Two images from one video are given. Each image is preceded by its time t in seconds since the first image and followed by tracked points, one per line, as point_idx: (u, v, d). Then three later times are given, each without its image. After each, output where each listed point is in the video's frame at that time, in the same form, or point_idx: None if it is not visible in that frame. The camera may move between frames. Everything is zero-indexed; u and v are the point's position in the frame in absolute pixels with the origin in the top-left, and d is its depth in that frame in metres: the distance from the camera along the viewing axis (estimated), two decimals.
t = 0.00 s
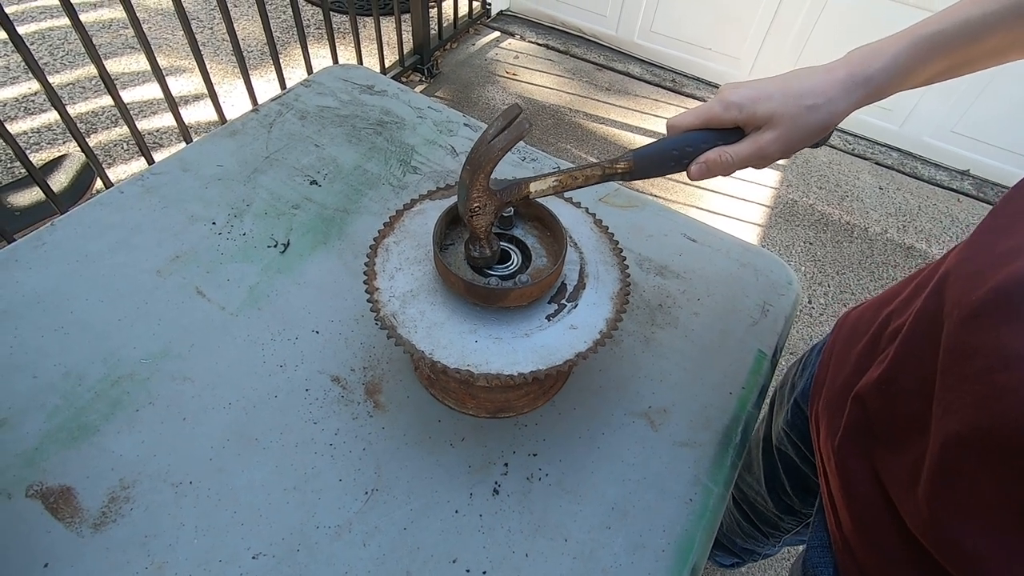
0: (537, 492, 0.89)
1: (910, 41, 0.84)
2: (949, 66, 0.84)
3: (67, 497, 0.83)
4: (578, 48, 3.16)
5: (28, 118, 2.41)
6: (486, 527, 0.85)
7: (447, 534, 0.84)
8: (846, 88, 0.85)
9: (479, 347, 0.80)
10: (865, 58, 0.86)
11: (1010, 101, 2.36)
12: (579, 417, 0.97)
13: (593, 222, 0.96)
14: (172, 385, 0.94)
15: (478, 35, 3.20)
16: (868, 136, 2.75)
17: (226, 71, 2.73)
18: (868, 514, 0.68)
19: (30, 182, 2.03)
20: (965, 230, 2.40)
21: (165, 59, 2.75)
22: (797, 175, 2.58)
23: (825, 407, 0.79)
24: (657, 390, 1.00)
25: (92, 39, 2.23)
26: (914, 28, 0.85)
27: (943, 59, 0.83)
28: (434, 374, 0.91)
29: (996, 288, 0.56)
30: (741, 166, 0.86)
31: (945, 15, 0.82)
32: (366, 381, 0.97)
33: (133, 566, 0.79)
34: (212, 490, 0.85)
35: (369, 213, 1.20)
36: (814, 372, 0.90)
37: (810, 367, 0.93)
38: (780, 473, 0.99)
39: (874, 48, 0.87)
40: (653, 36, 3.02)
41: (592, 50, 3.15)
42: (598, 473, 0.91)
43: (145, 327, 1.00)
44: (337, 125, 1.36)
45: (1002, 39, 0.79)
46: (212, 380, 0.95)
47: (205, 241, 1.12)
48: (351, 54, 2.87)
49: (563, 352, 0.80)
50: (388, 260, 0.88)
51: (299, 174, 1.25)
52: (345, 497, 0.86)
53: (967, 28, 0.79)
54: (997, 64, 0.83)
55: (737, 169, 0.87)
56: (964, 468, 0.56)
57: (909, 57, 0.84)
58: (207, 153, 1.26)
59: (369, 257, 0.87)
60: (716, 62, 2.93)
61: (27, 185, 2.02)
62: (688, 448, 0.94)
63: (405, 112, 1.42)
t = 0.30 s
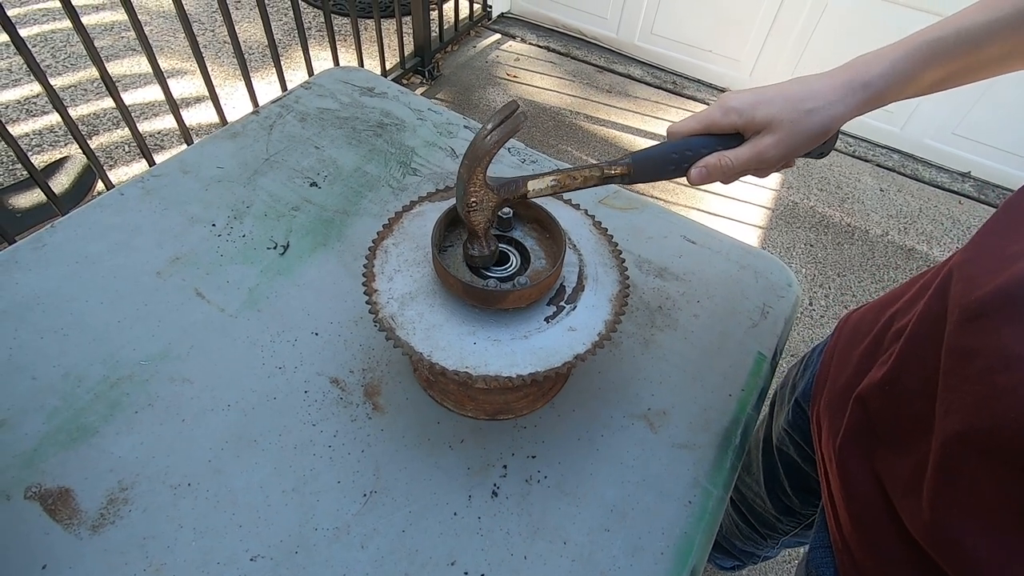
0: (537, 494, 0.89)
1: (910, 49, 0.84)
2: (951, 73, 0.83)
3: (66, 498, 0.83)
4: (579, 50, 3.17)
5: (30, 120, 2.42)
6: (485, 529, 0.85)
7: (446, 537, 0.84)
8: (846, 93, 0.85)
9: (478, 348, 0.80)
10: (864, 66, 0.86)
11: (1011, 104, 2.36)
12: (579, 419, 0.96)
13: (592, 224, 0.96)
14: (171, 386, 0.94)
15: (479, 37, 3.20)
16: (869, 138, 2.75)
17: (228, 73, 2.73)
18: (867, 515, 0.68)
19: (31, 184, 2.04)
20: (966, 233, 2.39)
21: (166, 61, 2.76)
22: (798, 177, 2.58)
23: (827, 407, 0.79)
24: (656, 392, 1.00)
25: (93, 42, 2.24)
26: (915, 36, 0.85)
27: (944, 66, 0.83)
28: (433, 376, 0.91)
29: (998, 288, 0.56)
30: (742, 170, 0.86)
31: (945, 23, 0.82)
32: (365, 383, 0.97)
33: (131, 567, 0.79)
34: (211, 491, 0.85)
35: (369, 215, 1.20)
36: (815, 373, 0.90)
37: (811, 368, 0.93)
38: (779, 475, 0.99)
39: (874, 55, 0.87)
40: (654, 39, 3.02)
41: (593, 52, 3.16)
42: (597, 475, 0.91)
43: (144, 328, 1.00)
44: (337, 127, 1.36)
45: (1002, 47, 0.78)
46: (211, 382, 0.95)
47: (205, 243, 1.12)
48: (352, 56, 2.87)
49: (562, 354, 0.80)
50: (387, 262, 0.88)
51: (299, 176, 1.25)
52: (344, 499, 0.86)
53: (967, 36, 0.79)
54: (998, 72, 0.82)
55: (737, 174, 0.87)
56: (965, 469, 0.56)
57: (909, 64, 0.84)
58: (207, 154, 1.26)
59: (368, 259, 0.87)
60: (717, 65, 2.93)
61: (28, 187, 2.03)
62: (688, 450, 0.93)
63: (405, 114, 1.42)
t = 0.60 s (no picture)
0: (536, 494, 0.89)
1: (910, 49, 0.84)
2: (951, 74, 0.83)
3: (64, 498, 0.83)
4: (579, 51, 3.17)
5: (30, 120, 2.42)
6: (484, 529, 0.85)
7: (445, 537, 0.84)
8: (845, 94, 0.85)
9: (477, 348, 0.80)
10: (864, 66, 0.86)
11: (1011, 105, 2.36)
12: (579, 419, 0.96)
13: (592, 224, 0.96)
14: (170, 386, 0.94)
15: (479, 38, 3.21)
16: (869, 139, 2.75)
17: (228, 73, 2.73)
18: (871, 516, 0.68)
19: (31, 183, 2.04)
20: (966, 233, 2.39)
21: (166, 61, 2.76)
22: (798, 178, 2.58)
23: (831, 408, 0.78)
24: (656, 392, 1.00)
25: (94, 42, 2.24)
26: (914, 37, 0.85)
27: (944, 67, 0.83)
28: (432, 376, 0.91)
29: (1009, 292, 0.55)
30: (741, 171, 0.86)
31: (947, 23, 0.81)
32: (364, 382, 0.97)
33: (130, 567, 0.78)
34: (209, 491, 0.85)
35: (368, 215, 1.20)
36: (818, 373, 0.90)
37: (814, 369, 0.93)
38: (779, 475, 0.99)
39: (873, 55, 0.86)
40: (654, 39, 3.02)
41: (593, 53, 3.16)
42: (597, 475, 0.91)
43: (143, 328, 1.00)
44: (337, 127, 1.36)
45: (1002, 49, 0.78)
46: (211, 382, 0.95)
47: (204, 243, 1.12)
48: (352, 56, 2.87)
49: (561, 354, 0.80)
50: (386, 261, 0.87)
51: (299, 176, 1.25)
52: (343, 499, 0.86)
53: (968, 37, 0.79)
54: (997, 73, 0.83)
55: (736, 175, 0.87)
56: (971, 471, 0.56)
57: (910, 65, 0.84)
58: (206, 154, 1.26)
59: (367, 258, 0.87)
60: (717, 65, 2.93)
61: (28, 186, 2.03)
62: (687, 450, 0.93)
63: (405, 114, 1.42)
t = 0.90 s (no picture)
0: (537, 494, 0.89)
1: (910, 50, 0.84)
2: (952, 75, 0.84)
3: (66, 497, 0.83)
4: (580, 51, 3.17)
5: (31, 120, 2.43)
6: (485, 528, 0.85)
7: (446, 536, 0.84)
8: (846, 95, 0.86)
9: (478, 348, 0.80)
10: (864, 68, 0.86)
11: (1011, 106, 2.37)
12: (579, 419, 0.96)
13: (593, 224, 0.96)
14: (171, 385, 0.94)
15: (480, 38, 3.21)
16: (869, 140, 2.75)
17: (229, 74, 2.74)
18: (868, 523, 0.68)
19: (32, 183, 2.04)
20: (965, 235, 2.39)
21: (167, 61, 2.76)
22: (798, 179, 2.58)
23: (831, 412, 0.78)
24: (656, 393, 1.00)
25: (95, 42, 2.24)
26: (916, 37, 0.85)
27: (945, 69, 0.83)
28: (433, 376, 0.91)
29: (1010, 306, 0.55)
30: (742, 173, 0.87)
31: (949, 24, 0.82)
32: (365, 382, 0.97)
33: (131, 566, 0.79)
34: (211, 490, 0.85)
35: (369, 215, 1.20)
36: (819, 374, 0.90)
37: (815, 370, 0.93)
38: (775, 475, 0.99)
39: (874, 57, 0.87)
40: (654, 40, 3.03)
41: (593, 53, 3.16)
42: (598, 475, 0.91)
43: (145, 328, 1.00)
44: (338, 127, 1.36)
45: (1004, 49, 0.79)
46: (212, 381, 0.95)
47: (206, 243, 1.12)
48: (353, 57, 2.88)
49: (562, 354, 0.80)
50: (388, 261, 0.88)
51: (300, 176, 1.25)
52: (345, 498, 0.86)
53: (971, 38, 0.80)
54: (998, 73, 0.83)
55: (738, 176, 0.87)
56: (967, 483, 0.56)
57: (911, 66, 0.84)
58: (207, 154, 1.26)
59: (369, 258, 0.87)
60: (717, 66, 2.93)
61: (29, 186, 2.03)
62: (688, 450, 0.93)
63: (406, 114, 1.42)
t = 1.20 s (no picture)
0: (536, 493, 0.89)
1: (912, 50, 0.84)
2: (955, 76, 0.84)
3: (67, 496, 0.83)
4: (580, 51, 3.17)
5: (31, 120, 2.43)
6: (485, 527, 0.85)
7: (445, 535, 0.84)
8: (847, 95, 0.86)
9: (478, 347, 0.80)
10: (865, 69, 0.86)
11: (1011, 105, 2.37)
12: (579, 418, 0.97)
13: (593, 223, 0.96)
14: (172, 384, 0.94)
15: (480, 38, 3.21)
16: (869, 139, 2.75)
17: (229, 74, 2.74)
18: (869, 525, 0.68)
19: (33, 182, 2.04)
20: (965, 234, 2.40)
21: (168, 61, 2.77)
22: (798, 178, 2.58)
23: (834, 413, 0.78)
24: (656, 392, 1.00)
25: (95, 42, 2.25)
26: (917, 37, 0.85)
27: (947, 69, 0.83)
28: (433, 375, 0.91)
29: (1013, 311, 0.54)
30: (743, 173, 0.87)
31: (950, 24, 0.82)
32: (365, 381, 0.98)
33: (132, 565, 0.79)
34: (211, 489, 0.86)
35: (369, 215, 1.20)
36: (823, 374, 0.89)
37: (819, 371, 0.92)
38: (784, 477, 0.99)
39: (875, 57, 0.87)
40: (654, 40, 3.03)
41: (593, 53, 3.16)
42: (597, 473, 0.91)
43: (146, 327, 1.00)
44: (338, 127, 1.36)
45: (1007, 49, 0.79)
46: (213, 380, 0.96)
47: (206, 242, 1.12)
48: (353, 57, 2.88)
49: (562, 353, 0.80)
50: (388, 260, 0.88)
51: (300, 175, 1.26)
52: (345, 497, 0.86)
53: (974, 38, 0.80)
54: (1001, 73, 0.83)
55: (739, 177, 0.87)
56: (968, 488, 0.56)
57: (913, 66, 0.84)
58: (207, 154, 1.26)
59: (368, 258, 0.88)
60: (717, 66, 2.93)
61: (30, 186, 2.03)
62: (687, 449, 0.94)
63: (406, 114, 1.42)
